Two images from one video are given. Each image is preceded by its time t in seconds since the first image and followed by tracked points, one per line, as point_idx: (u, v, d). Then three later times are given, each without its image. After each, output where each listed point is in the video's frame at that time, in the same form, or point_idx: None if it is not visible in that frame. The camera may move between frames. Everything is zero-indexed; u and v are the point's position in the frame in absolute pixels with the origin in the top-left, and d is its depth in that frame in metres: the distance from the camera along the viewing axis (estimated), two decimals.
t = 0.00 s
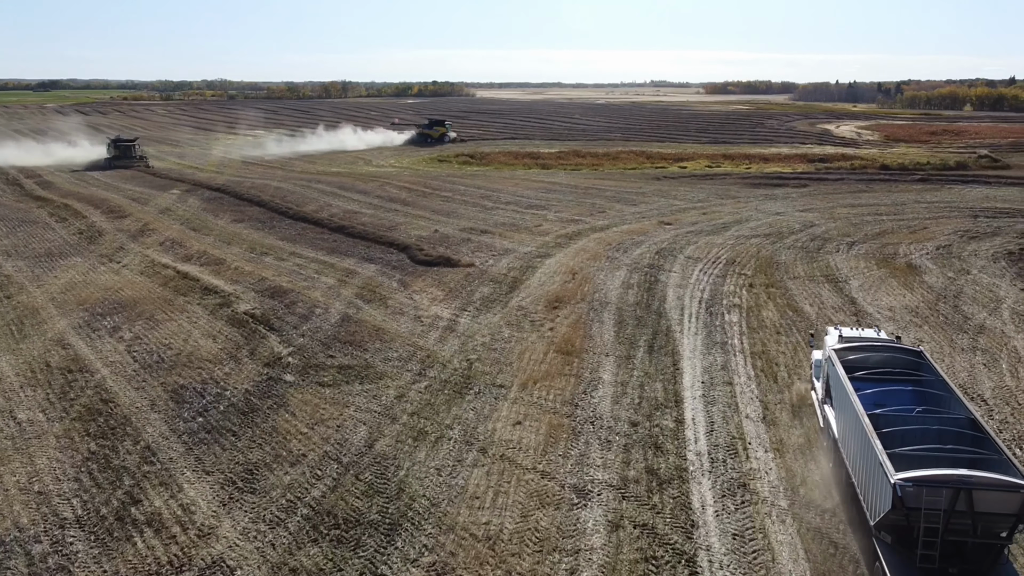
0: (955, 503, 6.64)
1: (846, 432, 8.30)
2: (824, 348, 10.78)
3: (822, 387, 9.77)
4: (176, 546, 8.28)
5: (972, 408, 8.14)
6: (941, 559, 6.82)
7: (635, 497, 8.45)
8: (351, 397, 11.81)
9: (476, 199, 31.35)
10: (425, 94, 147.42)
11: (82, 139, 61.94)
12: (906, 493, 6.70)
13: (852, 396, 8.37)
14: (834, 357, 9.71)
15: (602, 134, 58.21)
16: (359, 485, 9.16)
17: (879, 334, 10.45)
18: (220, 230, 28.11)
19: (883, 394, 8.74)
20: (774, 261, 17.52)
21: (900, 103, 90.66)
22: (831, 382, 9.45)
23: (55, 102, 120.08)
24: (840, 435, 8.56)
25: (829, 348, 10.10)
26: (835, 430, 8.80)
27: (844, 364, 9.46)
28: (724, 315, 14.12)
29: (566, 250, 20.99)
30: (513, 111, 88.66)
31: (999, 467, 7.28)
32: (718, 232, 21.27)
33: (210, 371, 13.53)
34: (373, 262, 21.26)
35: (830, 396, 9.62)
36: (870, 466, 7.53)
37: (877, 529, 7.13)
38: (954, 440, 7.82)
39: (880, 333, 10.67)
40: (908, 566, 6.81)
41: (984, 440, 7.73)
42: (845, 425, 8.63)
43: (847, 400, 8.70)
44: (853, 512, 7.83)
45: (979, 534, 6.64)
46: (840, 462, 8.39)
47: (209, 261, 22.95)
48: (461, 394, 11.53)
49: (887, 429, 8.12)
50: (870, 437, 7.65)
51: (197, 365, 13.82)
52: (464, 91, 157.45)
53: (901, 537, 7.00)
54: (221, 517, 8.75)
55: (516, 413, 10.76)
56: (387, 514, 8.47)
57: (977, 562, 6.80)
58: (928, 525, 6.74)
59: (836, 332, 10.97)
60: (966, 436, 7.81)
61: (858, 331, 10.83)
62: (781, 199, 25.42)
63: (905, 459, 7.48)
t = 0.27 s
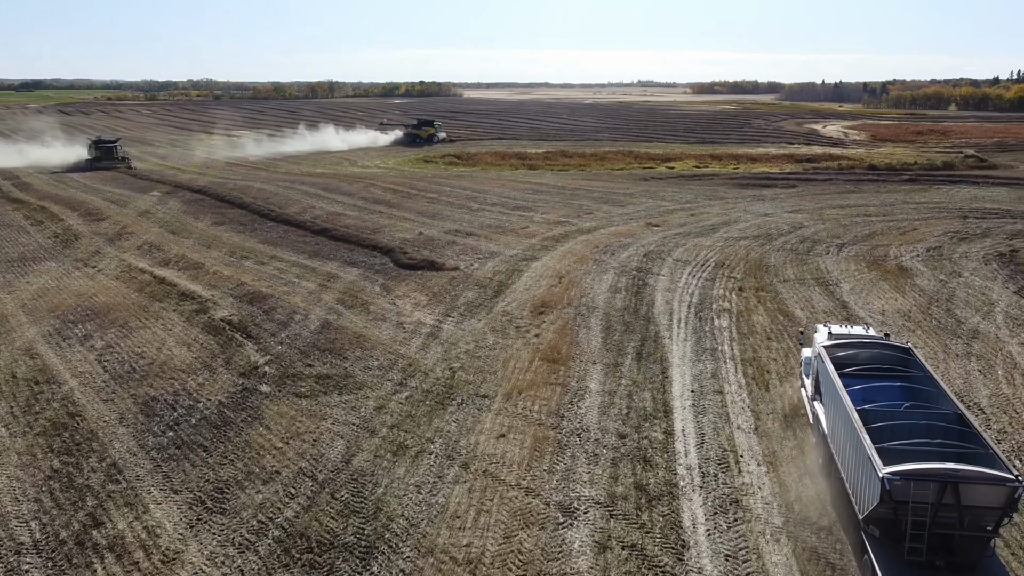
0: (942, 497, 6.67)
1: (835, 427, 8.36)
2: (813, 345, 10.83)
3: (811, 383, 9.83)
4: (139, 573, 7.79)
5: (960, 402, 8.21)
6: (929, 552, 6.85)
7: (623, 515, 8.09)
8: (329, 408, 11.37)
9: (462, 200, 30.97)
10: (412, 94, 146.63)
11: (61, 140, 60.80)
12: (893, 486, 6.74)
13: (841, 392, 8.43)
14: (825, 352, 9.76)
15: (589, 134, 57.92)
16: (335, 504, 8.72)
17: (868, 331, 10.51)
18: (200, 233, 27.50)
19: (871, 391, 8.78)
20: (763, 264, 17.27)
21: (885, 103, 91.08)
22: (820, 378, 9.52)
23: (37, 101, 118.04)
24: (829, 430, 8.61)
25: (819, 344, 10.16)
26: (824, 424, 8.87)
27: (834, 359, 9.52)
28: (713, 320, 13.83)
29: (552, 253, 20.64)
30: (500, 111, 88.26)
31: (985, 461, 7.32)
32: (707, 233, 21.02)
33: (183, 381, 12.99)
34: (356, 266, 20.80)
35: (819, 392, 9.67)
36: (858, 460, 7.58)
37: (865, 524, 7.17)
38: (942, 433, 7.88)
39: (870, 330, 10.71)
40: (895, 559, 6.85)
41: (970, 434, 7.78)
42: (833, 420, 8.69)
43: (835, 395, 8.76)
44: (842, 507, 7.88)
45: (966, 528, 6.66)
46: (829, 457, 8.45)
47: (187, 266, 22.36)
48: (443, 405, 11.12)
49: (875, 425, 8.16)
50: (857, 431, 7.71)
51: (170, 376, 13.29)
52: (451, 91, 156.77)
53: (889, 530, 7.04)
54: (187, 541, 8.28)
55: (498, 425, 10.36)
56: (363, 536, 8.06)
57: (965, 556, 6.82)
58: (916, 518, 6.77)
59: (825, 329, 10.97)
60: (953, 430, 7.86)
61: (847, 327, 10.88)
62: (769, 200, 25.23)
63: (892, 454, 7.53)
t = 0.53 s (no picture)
0: (928, 490, 6.71)
1: (823, 424, 8.41)
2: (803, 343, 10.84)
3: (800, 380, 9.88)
4: None
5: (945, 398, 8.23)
6: (915, 545, 6.88)
7: (611, 535, 7.71)
8: (306, 420, 10.92)
9: (447, 202, 30.56)
10: (399, 94, 145.80)
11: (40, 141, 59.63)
12: (879, 481, 6.78)
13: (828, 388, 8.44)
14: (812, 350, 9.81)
15: (577, 134, 57.60)
16: (307, 526, 8.28)
17: (857, 328, 10.49)
18: (179, 236, 26.89)
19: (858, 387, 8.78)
20: (752, 266, 17.00)
21: (870, 103, 91.40)
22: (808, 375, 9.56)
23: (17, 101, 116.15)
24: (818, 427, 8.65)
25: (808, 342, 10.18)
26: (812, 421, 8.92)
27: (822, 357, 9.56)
28: (703, 325, 13.53)
29: (539, 256, 20.27)
30: (487, 111, 87.74)
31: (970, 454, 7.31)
32: (695, 235, 20.74)
33: (153, 394, 12.45)
34: (338, 270, 20.34)
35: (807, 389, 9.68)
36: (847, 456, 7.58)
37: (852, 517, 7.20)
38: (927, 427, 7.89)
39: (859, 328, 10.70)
40: (882, 552, 6.88)
41: (955, 429, 7.78)
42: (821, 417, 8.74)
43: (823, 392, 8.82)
44: (831, 502, 7.90)
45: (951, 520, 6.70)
46: (817, 454, 8.50)
47: (164, 270, 21.77)
48: (424, 417, 10.70)
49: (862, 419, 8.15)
50: (845, 426, 7.72)
51: (140, 387, 12.75)
52: (438, 91, 156.05)
53: (876, 523, 7.07)
54: (150, 568, 7.81)
55: (481, 438, 9.95)
56: (337, 561, 7.63)
57: (950, 549, 6.86)
58: (902, 512, 6.82)
59: (814, 326, 10.94)
60: (938, 426, 7.88)
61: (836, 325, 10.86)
62: (757, 201, 25.00)
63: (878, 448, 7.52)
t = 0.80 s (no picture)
0: (913, 486, 6.72)
1: (812, 421, 8.38)
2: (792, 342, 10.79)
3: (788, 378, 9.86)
4: None
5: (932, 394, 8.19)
6: (901, 540, 6.88)
7: (597, 560, 7.31)
8: (279, 435, 10.44)
9: (433, 203, 30.12)
10: (386, 94, 144.95)
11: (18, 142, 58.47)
12: (866, 476, 6.79)
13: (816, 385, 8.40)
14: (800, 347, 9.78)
15: (564, 135, 57.24)
16: (275, 553, 7.83)
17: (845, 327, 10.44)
18: (156, 239, 26.25)
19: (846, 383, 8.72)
20: (741, 269, 16.70)
21: (856, 103, 91.72)
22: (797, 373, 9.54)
23: None
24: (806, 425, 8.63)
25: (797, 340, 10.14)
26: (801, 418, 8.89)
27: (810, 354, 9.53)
28: (691, 332, 13.19)
29: (524, 259, 19.88)
30: (474, 111, 87.20)
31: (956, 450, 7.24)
32: (683, 237, 20.43)
33: (121, 407, 11.89)
34: (318, 274, 19.85)
35: (796, 386, 9.64)
36: (833, 453, 7.56)
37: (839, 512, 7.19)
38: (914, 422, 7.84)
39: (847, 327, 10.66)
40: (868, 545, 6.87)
41: (942, 425, 7.73)
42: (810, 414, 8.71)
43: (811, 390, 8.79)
44: (820, 498, 7.88)
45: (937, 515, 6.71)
46: (806, 451, 8.48)
47: (139, 275, 21.15)
48: (403, 431, 10.25)
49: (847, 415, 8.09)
50: (833, 423, 7.70)
51: (107, 400, 12.19)
52: (425, 91, 155.31)
53: (863, 518, 7.06)
54: None
55: (461, 454, 9.52)
56: None
57: (935, 544, 6.86)
58: (888, 507, 6.83)
59: (802, 323, 10.85)
60: (925, 421, 7.83)
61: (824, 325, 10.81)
62: (745, 202, 24.74)
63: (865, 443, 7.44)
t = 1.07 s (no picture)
0: (899, 483, 6.64)
1: (800, 419, 8.34)
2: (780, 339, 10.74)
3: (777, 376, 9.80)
4: None
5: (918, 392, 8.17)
6: (887, 537, 6.81)
7: None
8: (249, 453, 9.94)
9: (417, 205, 29.65)
10: (372, 94, 144.05)
11: None
12: (852, 474, 6.70)
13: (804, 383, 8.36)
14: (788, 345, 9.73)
15: (552, 135, 56.86)
16: None
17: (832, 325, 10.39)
18: (133, 243, 25.58)
19: (834, 381, 8.68)
20: (730, 273, 16.36)
21: (842, 103, 91.99)
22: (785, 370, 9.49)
23: None
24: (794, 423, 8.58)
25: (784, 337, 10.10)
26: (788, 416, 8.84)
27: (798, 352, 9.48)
28: (679, 339, 12.82)
29: (509, 263, 19.46)
30: (461, 112, 86.66)
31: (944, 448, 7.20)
32: (671, 240, 20.09)
33: (85, 422, 11.33)
34: (298, 279, 19.33)
35: (784, 385, 9.59)
36: (821, 452, 7.51)
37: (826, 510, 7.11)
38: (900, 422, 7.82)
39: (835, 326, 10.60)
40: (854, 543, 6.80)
41: (928, 424, 7.71)
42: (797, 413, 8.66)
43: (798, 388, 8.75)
44: (808, 497, 7.83)
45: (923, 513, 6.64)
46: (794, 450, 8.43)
47: (112, 281, 20.50)
48: (379, 448, 9.79)
49: (835, 413, 8.05)
50: (821, 422, 7.64)
51: (70, 415, 11.62)
52: (412, 91, 154.54)
53: (848, 516, 6.99)
54: None
55: (440, 472, 9.07)
56: None
57: (921, 541, 6.79)
58: (874, 505, 6.74)
59: (790, 322, 10.79)
60: (911, 420, 7.82)
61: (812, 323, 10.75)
62: (733, 203, 24.46)
63: (852, 442, 7.39)
